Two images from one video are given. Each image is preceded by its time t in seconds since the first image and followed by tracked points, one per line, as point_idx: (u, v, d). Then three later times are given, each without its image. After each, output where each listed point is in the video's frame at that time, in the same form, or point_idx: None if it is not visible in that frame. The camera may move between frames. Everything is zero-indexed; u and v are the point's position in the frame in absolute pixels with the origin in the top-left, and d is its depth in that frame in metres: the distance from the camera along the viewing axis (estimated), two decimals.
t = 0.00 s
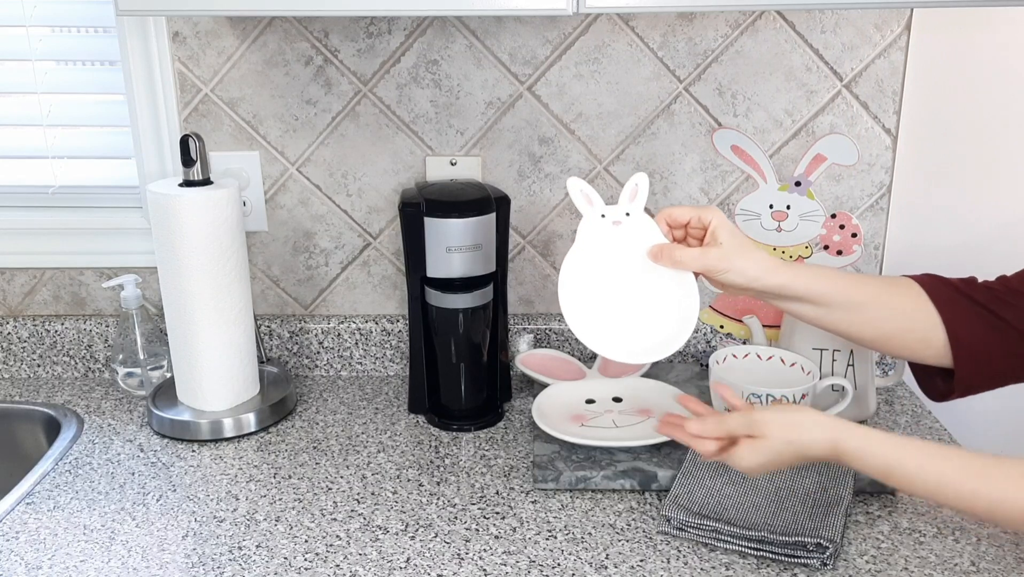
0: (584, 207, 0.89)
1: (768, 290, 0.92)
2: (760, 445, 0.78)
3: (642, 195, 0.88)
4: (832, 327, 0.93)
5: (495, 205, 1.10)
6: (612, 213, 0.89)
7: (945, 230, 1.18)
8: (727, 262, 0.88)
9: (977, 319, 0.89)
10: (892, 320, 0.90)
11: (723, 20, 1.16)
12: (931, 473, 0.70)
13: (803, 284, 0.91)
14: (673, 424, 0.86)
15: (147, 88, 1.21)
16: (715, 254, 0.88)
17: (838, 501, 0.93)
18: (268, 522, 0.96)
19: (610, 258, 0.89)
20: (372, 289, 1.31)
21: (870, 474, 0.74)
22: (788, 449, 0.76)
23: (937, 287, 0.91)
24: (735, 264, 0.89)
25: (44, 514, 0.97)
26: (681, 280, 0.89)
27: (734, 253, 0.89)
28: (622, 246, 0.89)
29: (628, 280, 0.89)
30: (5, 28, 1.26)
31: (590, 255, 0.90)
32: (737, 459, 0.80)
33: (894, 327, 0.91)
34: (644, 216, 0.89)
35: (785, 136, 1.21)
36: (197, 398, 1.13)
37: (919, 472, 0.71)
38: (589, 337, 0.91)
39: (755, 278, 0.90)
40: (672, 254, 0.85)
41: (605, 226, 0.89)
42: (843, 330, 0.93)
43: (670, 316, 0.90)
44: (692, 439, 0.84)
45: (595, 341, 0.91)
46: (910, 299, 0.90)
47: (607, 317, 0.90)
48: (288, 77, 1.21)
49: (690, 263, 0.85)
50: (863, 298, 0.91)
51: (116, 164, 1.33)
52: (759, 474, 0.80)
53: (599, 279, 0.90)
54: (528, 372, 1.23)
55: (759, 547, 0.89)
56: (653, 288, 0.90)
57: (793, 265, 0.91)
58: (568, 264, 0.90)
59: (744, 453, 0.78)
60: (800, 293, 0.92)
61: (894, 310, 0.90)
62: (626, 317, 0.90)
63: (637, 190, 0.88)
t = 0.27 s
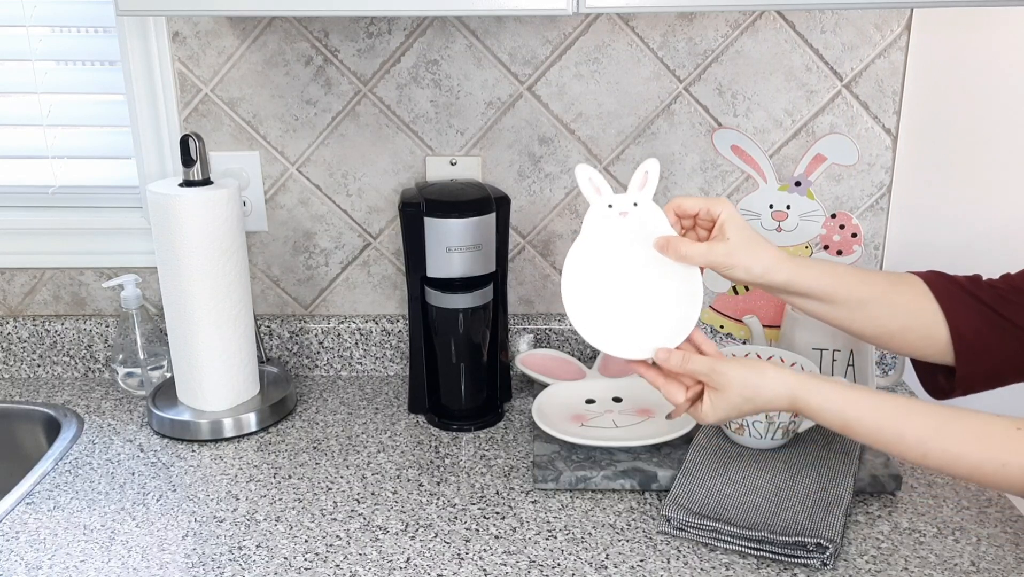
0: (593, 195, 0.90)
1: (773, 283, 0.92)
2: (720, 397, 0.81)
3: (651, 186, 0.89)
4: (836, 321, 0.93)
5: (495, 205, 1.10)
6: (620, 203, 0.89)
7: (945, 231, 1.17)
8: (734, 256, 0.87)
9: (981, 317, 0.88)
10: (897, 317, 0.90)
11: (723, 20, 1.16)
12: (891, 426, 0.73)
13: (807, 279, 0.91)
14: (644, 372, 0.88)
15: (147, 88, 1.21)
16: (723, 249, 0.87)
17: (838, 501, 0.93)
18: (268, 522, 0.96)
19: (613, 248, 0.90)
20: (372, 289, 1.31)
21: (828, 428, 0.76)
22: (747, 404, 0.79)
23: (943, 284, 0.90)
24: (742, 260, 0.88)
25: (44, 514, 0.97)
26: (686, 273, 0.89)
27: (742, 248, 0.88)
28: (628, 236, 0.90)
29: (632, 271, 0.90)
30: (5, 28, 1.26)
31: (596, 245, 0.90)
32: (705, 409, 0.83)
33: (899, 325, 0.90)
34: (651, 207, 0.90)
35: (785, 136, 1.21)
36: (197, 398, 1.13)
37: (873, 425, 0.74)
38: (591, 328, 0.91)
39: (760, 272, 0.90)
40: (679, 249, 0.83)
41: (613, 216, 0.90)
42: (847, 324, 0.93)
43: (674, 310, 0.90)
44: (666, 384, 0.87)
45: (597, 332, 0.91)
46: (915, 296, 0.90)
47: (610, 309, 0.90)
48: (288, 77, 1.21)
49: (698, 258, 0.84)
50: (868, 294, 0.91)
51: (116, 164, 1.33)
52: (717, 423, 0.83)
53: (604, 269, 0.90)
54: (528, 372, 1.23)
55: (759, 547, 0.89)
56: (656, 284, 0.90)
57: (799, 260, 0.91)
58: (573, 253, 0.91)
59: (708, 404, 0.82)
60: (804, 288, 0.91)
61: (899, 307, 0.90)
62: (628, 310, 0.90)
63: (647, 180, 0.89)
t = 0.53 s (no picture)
0: (594, 182, 0.89)
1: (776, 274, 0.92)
2: (721, 386, 0.82)
3: (653, 171, 0.88)
4: (838, 313, 0.94)
5: (495, 206, 1.10)
6: (621, 190, 0.89)
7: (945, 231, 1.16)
8: (737, 248, 0.88)
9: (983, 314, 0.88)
10: (900, 311, 0.90)
11: (723, 20, 1.16)
12: (894, 421, 0.73)
13: (810, 270, 0.91)
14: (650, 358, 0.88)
15: (147, 88, 1.21)
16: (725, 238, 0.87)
17: (838, 501, 0.93)
18: (267, 522, 0.96)
19: (613, 237, 0.90)
20: (372, 289, 1.31)
21: (830, 419, 0.77)
22: (747, 392, 0.80)
23: (948, 280, 0.90)
24: (744, 250, 0.88)
25: (43, 514, 0.97)
26: (687, 259, 0.89)
27: (745, 238, 0.88)
28: (629, 223, 0.90)
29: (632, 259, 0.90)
30: (5, 28, 1.26)
31: (596, 232, 0.90)
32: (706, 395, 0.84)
33: (902, 318, 0.90)
34: (653, 193, 0.89)
35: (785, 136, 1.21)
36: (197, 398, 1.13)
37: (878, 417, 0.74)
38: (591, 317, 0.91)
39: (763, 263, 0.90)
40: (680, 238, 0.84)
41: (614, 203, 0.89)
42: (846, 315, 0.93)
43: (674, 298, 0.90)
44: (672, 370, 0.87)
45: (596, 320, 0.91)
46: (920, 291, 0.90)
47: (610, 297, 0.91)
48: (288, 77, 1.21)
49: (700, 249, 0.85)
50: (871, 287, 0.91)
51: (116, 164, 1.33)
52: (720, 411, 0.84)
53: (604, 257, 0.90)
54: (528, 372, 1.23)
55: (759, 547, 0.89)
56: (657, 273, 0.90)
57: (802, 252, 0.91)
58: (574, 241, 0.91)
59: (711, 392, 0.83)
60: (805, 280, 0.92)
61: (901, 300, 0.90)
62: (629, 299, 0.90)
63: (649, 166, 0.88)
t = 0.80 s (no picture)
0: (595, 182, 0.90)
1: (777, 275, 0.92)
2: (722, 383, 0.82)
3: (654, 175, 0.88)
4: (838, 312, 0.94)
5: (495, 206, 1.10)
6: (622, 190, 0.89)
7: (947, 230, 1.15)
8: (738, 247, 0.88)
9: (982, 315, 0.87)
10: (901, 311, 0.90)
11: (723, 20, 1.16)
12: (894, 420, 0.73)
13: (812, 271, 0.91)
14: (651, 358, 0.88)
15: (147, 88, 1.21)
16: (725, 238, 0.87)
17: (838, 501, 0.93)
18: (267, 522, 0.96)
19: (615, 236, 0.90)
20: (372, 289, 1.31)
21: (831, 417, 0.77)
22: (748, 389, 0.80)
23: (947, 280, 0.90)
24: (745, 249, 0.89)
25: (43, 514, 0.97)
26: (688, 259, 0.89)
27: (747, 238, 0.88)
28: (629, 222, 0.90)
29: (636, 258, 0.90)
30: (5, 28, 1.26)
31: (597, 231, 0.90)
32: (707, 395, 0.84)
33: (905, 318, 0.90)
34: (654, 192, 0.89)
35: (785, 136, 1.21)
36: (197, 398, 1.13)
37: (879, 417, 0.74)
38: (592, 315, 0.91)
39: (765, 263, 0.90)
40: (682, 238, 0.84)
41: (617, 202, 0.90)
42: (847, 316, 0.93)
43: (676, 297, 0.90)
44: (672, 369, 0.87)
45: (598, 319, 0.91)
46: (919, 292, 0.90)
47: (611, 297, 0.91)
48: (288, 77, 1.21)
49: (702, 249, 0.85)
50: (872, 288, 0.91)
51: (116, 164, 1.33)
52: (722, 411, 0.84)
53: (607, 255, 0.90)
54: (528, 372, 1.23)
55: (759, 547, 0.89)
56: (658, 273, 0.90)
57: (804, 252, 0.91)
58: (576, 240, 0.91)
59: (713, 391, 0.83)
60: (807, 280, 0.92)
61: (905, 301, 0.90)
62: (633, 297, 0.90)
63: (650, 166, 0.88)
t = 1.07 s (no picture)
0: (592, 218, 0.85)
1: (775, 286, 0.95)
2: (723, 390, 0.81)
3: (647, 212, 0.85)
4: (837, 323, 0.94)
5: (495, 206, 1.10)
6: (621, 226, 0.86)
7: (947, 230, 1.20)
8: (732, 260, 0.91)
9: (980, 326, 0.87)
10: (900, 316, 0.91)
11: (723, 20, 1.16)
12: (897, 427, 0.73)
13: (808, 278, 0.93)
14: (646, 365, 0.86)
15: (147, 88, 1.21)
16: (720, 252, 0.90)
17: (838, 501, 0.93)
18: (268, 522, 0.96)
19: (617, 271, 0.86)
20: (372, 289, 1.31)
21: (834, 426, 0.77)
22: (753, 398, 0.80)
23: (948, 291, 0.90)
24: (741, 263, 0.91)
25: (43, 514, 0.97)
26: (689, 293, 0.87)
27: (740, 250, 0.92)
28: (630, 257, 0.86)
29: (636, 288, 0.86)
30: (5, 28, 1.26)
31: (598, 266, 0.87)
32: (700, 403, 0.81)
33: (903, 326, 0.91)
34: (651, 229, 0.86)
35: (785, 136, 1.21)
36: (196, 398, 1.13)
37: (880, 426, 0.74)
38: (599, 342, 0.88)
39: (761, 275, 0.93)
40: (689, 259, 0.85)
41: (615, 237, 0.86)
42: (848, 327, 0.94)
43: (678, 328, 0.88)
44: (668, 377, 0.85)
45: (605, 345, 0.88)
46: (918, 297, 0.91)
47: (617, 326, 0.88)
48: (288, 77, 1.21)
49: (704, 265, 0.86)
50: (868, 293, 0.92)
51: (116, 164, 1.33)
52: (717, 422, 0.81)
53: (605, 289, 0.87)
54: (528, 372, 1.23)
55: (759, 547, 0.89)
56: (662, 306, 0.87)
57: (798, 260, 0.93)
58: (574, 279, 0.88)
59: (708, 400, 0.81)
60: (804, 289, 0.94)
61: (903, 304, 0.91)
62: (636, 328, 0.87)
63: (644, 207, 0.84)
